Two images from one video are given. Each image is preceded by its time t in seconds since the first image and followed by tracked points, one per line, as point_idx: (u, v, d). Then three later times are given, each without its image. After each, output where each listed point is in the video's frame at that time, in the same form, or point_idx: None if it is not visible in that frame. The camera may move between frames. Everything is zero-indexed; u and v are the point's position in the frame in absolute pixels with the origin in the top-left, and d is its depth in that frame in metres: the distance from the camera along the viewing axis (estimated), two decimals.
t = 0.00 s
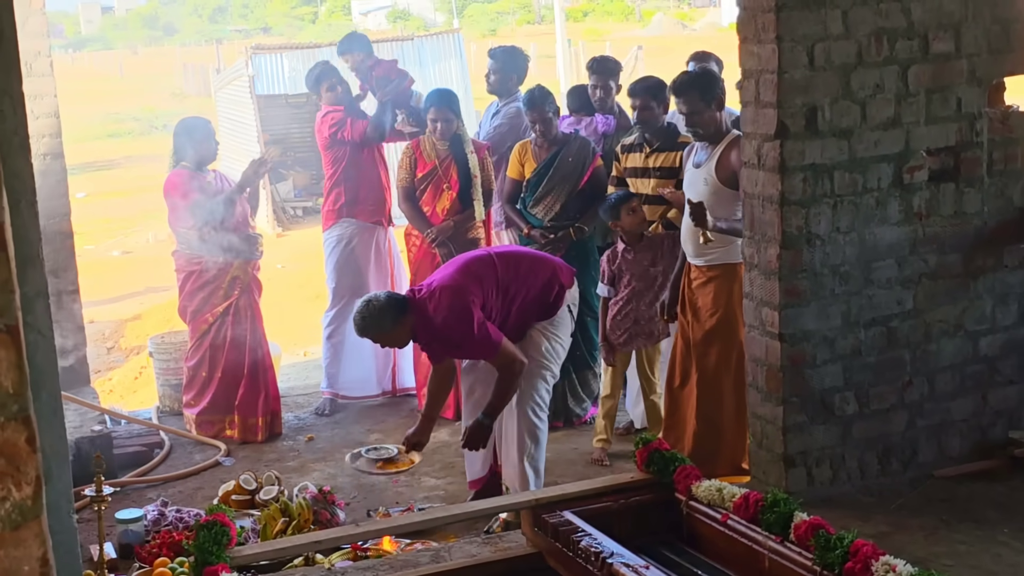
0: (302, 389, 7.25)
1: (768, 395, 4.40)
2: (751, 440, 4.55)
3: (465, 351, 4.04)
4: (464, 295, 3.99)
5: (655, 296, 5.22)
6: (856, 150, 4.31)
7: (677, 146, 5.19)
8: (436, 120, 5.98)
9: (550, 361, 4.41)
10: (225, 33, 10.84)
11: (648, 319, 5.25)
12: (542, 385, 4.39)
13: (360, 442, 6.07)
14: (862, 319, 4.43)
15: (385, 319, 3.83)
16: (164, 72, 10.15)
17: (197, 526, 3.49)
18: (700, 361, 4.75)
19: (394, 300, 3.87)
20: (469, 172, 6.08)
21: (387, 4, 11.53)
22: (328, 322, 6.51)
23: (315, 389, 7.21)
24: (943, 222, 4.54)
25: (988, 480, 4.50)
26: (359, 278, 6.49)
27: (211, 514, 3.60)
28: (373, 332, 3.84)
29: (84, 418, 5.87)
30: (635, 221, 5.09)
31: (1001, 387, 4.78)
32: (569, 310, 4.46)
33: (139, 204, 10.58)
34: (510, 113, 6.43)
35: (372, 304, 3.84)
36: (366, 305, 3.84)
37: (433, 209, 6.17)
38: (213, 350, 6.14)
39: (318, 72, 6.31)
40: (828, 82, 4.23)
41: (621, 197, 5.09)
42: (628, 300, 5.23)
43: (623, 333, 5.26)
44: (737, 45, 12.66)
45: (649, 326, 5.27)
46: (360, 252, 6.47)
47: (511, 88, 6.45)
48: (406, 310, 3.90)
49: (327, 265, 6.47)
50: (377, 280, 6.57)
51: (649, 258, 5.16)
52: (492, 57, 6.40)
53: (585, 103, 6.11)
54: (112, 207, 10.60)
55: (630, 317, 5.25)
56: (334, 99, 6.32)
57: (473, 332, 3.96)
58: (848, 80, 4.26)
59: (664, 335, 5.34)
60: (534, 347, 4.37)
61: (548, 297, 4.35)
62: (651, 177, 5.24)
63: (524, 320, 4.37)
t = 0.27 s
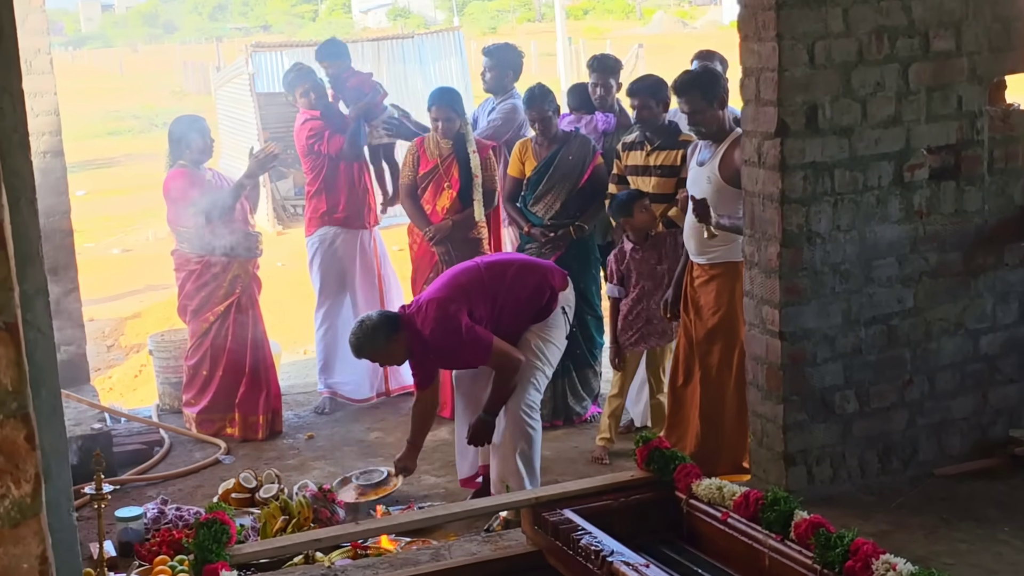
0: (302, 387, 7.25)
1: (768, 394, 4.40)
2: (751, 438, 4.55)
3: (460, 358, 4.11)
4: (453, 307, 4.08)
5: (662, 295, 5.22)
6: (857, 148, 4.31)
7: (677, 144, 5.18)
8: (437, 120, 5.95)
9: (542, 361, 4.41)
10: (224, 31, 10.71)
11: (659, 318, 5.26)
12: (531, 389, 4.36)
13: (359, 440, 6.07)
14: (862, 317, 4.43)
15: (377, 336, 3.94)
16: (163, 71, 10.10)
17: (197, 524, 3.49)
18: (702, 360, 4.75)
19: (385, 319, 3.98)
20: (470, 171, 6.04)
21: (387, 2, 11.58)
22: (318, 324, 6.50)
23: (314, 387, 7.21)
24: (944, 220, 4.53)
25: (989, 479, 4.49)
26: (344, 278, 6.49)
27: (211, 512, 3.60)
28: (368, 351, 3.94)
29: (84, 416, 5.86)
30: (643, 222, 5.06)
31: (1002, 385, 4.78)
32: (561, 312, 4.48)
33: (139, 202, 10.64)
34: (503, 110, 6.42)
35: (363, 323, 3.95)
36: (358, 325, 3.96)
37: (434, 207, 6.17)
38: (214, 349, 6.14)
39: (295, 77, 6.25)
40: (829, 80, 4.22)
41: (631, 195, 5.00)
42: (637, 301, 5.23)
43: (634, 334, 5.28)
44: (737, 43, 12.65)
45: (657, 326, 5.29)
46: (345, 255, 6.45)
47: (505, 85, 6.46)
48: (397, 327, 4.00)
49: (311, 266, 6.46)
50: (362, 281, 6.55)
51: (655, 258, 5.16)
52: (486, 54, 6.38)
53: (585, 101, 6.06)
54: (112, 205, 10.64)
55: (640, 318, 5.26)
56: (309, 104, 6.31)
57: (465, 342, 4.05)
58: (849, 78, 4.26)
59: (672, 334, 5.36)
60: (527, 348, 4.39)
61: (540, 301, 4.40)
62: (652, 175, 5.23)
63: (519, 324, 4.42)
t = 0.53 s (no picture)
0: (303, 385, 7.25)
1: (769, 392, 4.40)
2: (752, 436, 4.55)
3: (458, 361, 4.11)
4: (448, 310, 4.09)
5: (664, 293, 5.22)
6: (858, 146, 4.31)
7: (679, 142, 5.18)
8: (439, 117, 5.94)
9: (539, 359, 4.41)
10: (226, 28, 10.83)
11: (660, 317, 5.25)
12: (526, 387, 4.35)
13: (361, 438, 6.07)
14: (864, 315, 4.43)
15: (374, 342, 3.95)
16: (164, 68, 10.28)
17: (198, 521, 3.49)
18: (703, 358, 4.75)
19: (382, 325, 4.00)
20: (470, 170, 6.03)
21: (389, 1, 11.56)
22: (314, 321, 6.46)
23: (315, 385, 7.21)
24: (945, 218, 4.53)
25: (990, 477, 4.49)
26: (332, 275, 6.42)
27: (212, 509, 3.60)
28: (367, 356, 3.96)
29: (86, 414, 5.86)
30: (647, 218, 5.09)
31: (1003, 383, 4.77)
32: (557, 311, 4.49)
33: (140, 200, 10.68)
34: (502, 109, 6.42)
35: (360, 330, 3.97)
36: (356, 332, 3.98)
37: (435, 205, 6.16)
38: (217, 346, 6.14)
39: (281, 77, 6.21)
40: (831, 78, 4.22)
41: (633, 194, 5.10)
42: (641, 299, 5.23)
43: (635, 331, 5.28)
44: (739, 42, 12.67)
45: (659, 324, 5.29)
46: (336, 254, 6.40)
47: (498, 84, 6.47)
48: (394, 332, 4.02)
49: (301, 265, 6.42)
50: (353, 279, 6.49)
51: (660, 255, 5.16)
52: (479, 53, 6.38)
53: (585, 99, 6.06)
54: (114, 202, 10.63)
55: (642, 315, 5.26)
56: (299, 103, 6.23)
57: (462, 344, 4.05)
58: (850, 76, 4.26)
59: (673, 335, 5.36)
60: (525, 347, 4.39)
61: (537, 301, 4.40)
62: (654, 173, 5.23)
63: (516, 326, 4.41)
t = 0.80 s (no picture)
0: (306, 383, 7.26)
1: (773, 390, 4.40)
2: (756, 435, 4.55)
3: (456, 348, 4.06)
4: (449, 295, 4.02)
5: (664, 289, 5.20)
6: (862, 144, 4.30)
7: (682, 140, 5.18)
8: (442, 115, 5.91)
9: (540, 353, 4.42)
10: (229, 28, 11.13)
11: (658, 314, 5.25)
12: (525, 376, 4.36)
13: (364, 436, 6.07)
14: (867, 314, 4.43)
15: (377, 324, 3.85)
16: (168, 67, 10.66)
17: (201, 520, 3.50)
18: (705, 357, 4.75)
19: (384, 307, 3.90)
20: (474, 168, 6.02)
21: None
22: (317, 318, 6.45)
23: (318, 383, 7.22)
24: (949, 217, 4.53)
25: (993, 476, 4.49)
26: (333, 273, 6.40)
27: (216, 508, 3.60)
28: (367, 340, 3.85)
29: (90, 412, 5.86)
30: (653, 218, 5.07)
31: (1007, 382, 4.77)
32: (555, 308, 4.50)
33: (142, 199, 10.84)
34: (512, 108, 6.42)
35: (363, 311, 3.85)
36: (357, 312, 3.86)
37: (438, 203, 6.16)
38: (223, 344, 6.14)
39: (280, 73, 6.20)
40: (834, 76, 4.22)
41: (638, 195, 5.03)
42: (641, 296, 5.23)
43: (633, 328, 5.28)
44: (742, 40, 12.69)
45: (658, 322, 5.28)
46: (337, 252, 6.39)
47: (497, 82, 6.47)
48: (395, 316, 3.93)
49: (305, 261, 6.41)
50: (353, 279, 6.46)
51: (661, 253, 5.15)
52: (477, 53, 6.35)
53: (589, 97, 6.06)
54: (117, 201, 10.82)
55: (641, 311, 5.26)
56: (301, 99, 6.23)
57: (463, 329, 4.00)
58: (854, 74, 4.25)
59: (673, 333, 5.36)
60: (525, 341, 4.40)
61: (533, 293, 4.38)
62: (657, 171, 5.23)
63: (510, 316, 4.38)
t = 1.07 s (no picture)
0: (309, 382, 7.26)
1: (776, 390, 4.40)
2: (759, 434, 4.55)
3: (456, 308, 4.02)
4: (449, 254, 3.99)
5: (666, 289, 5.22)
6: (866, 144, 4.30)
7: (685, 140, 5.17)
8: (443, 113, 5.92)
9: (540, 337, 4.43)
10: (233, 26, 11.29)
11: (662, 314, 5.27)
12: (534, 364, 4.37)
13: (367, 435, 6.08)
14: (871, 314, 4.43)
15: (380, 276, 3.79)
16: (171, 64, 10.86)
17: (205, 518, 3.50)
18: (707, 356, 4.74)
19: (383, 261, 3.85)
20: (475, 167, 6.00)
21: None
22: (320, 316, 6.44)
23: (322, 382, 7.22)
24: (952, 217, 4.52)
25: (997, 476, 4.49)
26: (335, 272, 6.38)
27: (219, 506, 3.61)
28: (369, 292, 3.78)
29: (93, 410, 5.87)
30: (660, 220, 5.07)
31: (1011, 381, 4.77)
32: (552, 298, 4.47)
33: (145, 197, 10.85)
34: (523, 100, 6.40)
35: (362, 264, 3.79)
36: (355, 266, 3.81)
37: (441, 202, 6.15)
38: (227, 344, 6.15)
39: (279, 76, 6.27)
40: (838, 76, 4.22)
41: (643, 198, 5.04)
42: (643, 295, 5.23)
43: (638, 328, 5.28)
44: (745, 38, 12.67)
45: (661, 322, 5.29)
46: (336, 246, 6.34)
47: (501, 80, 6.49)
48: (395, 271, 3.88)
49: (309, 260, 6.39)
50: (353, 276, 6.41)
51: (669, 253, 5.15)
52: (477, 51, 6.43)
53: (592, 97, 6.09)
54: (120, 200, 10.84)
55: (645, 311, 5.26)
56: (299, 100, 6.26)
57: (464, 287, 3.97)
58: (858, 73, 4.25)
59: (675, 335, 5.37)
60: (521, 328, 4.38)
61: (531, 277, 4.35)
62: (661, 170, 5.23)
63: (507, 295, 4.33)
